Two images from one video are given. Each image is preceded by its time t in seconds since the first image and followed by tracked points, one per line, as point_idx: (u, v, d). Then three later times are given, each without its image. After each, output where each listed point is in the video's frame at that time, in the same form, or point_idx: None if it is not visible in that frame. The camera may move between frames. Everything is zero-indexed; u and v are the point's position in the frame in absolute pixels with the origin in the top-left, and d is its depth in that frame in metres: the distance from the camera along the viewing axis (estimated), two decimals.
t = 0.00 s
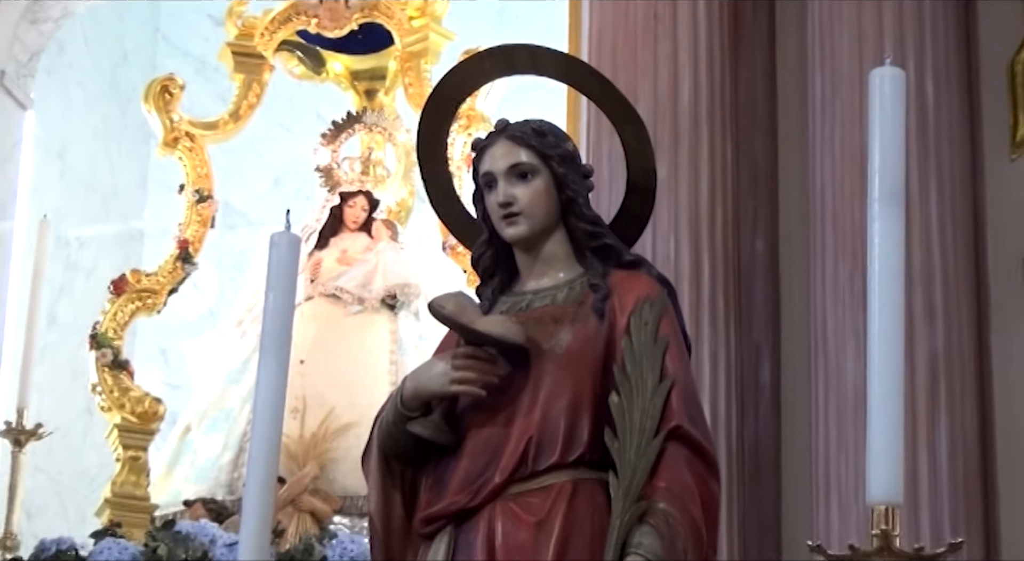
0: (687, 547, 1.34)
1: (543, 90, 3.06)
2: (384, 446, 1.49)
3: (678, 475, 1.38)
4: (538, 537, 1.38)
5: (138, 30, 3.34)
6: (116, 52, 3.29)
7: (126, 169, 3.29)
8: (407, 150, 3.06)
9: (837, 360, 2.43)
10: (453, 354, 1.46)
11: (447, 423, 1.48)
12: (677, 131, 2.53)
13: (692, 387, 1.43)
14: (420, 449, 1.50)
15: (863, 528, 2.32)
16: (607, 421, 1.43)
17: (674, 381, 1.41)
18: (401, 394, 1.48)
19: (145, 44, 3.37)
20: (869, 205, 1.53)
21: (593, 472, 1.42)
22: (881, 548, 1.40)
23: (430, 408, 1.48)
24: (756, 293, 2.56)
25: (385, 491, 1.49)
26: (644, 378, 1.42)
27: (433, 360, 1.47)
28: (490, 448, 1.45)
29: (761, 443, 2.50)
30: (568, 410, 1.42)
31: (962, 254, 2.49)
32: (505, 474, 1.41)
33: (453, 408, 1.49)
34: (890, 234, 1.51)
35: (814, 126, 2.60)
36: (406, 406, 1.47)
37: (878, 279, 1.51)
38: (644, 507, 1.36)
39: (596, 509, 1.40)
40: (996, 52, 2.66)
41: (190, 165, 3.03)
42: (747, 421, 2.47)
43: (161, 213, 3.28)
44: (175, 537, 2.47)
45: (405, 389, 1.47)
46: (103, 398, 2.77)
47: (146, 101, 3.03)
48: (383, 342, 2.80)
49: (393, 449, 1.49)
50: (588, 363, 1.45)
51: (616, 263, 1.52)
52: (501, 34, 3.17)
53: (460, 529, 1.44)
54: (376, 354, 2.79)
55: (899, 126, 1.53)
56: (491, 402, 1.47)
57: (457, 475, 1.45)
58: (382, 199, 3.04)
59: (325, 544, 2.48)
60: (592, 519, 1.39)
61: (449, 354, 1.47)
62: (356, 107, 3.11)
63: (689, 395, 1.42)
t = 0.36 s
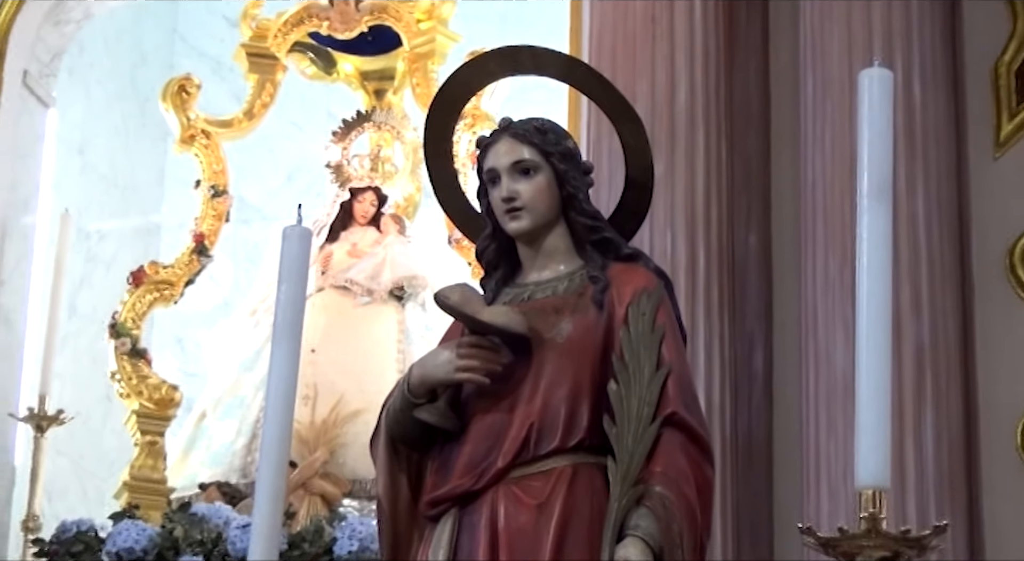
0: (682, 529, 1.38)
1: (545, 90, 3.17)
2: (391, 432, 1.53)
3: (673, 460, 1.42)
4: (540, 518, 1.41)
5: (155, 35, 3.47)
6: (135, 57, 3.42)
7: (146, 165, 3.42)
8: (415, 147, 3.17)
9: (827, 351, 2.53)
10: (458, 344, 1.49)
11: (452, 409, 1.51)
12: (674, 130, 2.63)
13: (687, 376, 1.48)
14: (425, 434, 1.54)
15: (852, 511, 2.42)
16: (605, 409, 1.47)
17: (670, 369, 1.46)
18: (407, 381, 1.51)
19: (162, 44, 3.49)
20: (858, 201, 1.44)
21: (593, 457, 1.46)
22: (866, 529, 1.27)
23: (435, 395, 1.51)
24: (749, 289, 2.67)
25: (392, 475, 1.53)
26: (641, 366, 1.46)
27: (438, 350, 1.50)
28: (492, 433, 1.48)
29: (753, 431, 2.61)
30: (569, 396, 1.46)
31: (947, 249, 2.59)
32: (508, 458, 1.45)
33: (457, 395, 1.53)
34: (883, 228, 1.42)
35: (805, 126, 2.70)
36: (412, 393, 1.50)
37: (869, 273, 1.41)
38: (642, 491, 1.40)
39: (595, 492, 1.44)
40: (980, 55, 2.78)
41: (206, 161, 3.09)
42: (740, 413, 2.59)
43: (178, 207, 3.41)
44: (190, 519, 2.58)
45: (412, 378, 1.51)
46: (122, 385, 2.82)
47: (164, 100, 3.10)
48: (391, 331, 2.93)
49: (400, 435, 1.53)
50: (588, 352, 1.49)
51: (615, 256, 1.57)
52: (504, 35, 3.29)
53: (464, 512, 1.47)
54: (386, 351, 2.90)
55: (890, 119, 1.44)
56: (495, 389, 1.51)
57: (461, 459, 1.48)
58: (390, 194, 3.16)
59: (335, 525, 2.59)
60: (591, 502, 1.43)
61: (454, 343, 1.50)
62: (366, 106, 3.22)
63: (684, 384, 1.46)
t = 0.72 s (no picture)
0: (679, 513, 1.48)
1: (548, 91, 3.28)
2: (399, 420, 1.63)
3: (671, 447, 1.52)
4: (543, 504, 1.51)
5: (172, 37, 3.59)
6: (153, 58, 3.53)
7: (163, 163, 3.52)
8: (423, 146, 3.26)
9: (819, 342, 2.63)
10: (464, 335, 1.59)
11: (459, 398, 1.61)
12: (672, 128, 2.73)
13: (684, 366, 1.58)
14: (432, 421, 1.64)
15: (843, 497, 2.52)
16: (605, 398, 1.57)
17: (668, 360, 1.56)
18: (415, 371, 1.61)
19: (180, 47, 3.61)
20: (848, 197, 1.54)
21: (593, 444, 1.56)
22: (858, 513, 1.37)
23: (442, 384, 1.61)
24: (745, 282, 2.77)
25: (401, 460, 1.63)
26: (641, 356, 1.56)
27: (445, 341, 1.60)
28: (497, 421, 1.58)
29: (748, 420, 2.71)
30: (571, 386, 1.56)
31: (935, 244, 2.70)
32: (512, 445, 1.55)
33: (464, 384, 1.63)
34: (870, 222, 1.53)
35: (798, 126, 2.80)
36: (420, 383, 1.60)
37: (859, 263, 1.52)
38: (641, 477, 1.50)
39: (596, 477, 1.54)
40: (967, 58, 2.89)
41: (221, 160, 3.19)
42: (735, 399, 2.70)
43: (194, 203, 3.52)
44: (206, 504, 2.70)
45: (420, 368, 1.60)
46: (140, 374, 2.93)
47: (181, 100, 3.19)
48: (399, 323, 3.05)
49: (407, 423, 1.63)
50: (589, 343, 1.58)
51: (616, 250, 1.68)
52: (509, 39, 3.40)
53: (469, 497, 1.57)
54: (396, 345, 3.02)
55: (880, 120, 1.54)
56: (499, 379, 1.61)
57: (467, 446, 1.58)
58: (399, 192, 3.25)
59: (345, 510, 2.70)
60: (592, 486, 1.53)
61: (461, 335, 1.60)
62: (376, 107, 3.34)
63: (681, 374, 1.56)
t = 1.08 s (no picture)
0: (674, 499, 1.57)
1: (549, 93, 3.38)
2: (405, 411, 1.73)
3: (667, 437, 1.62)
4: (543, 491, 1.61)
5: (186, 42, 3.67)
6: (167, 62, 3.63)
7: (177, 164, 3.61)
8: (427, 147, 3.40)
9: (809, 336, 2.74)
10: (468, 329, 1.69)
11: (463, 389, 1.72)
12: (667, 130, 2.84)
13: (680, 358, 1.68)
14: (438, 412, 1.74)
15: (832, 484, 2.62)
16: (604, 389, 1.67)
17: (664, 352, 1.66)
18: (421, 364, 1.72)
19: (194, 50, 3.69)
20: (839, 194, 1.69)
21: (592, 433, 1.66)
22: (846, 502, 1.49)
23: (447, 376, 1.72)
24: (738, 276, 2.87)
25: (408, 449, 1.73)
26: (638, 349, 1.66)
27: (450, 335, 1.71)
28: (500, 412, 1.68)
29: (742, 409, 2.81)
30: (570, 379, 1.66)
31: (921, 241, 2.80)
32: (514, 434, 1.65)
33: (468, 376, 1.73)
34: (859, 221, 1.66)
35: (790, 127, 2.90)
36: (426, 375, 1.70)
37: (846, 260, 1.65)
38: (638, 465, 1.60)
39: (595, 465, 1.64)
40: (950, 62, 2.99)
41: (233, 159, 3.39)
42: (728, 390, 2.79)
43: (208, 203, 3.60)
44: (219, 490, 2.81)
45: (426, 361, 1.71)
46: (157, 365, 3.12)
47: (196, 102, 3.39)
48: (405, 318, 3.16)
49: (413, 414, 1.73)
50: (588, 336, 1.68)
51: (614, 248, 1.78)
52: (511, 41, 3.42)
53: (473, 484, 1.68)
54: (399, 335, 3.13)
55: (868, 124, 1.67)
56: (502, 371, 1.71)
57: (471, 436, 1.68)
58: (405, 190, 3.38)
59: (354, 497, 2.82)
60: (592, 474, 1.63)
61: (465, 329, 1.70)
62: (382, 108, 3.45)
63: (677, 366, 1.66)
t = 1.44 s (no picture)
0: (668, 485, 1.68)
1: (549, 95, 3.49)
2: (410, 401, 1.84)
3: (663, 425, 1.72)
4: (543, 477, 1.72)
5: (199, 46, 3.81)
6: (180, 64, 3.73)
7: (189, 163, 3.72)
8: (432, 146, 3.51)
9: (799, 329, 2.85)
10: (472, 321, 1.79)
11: (466, 379, 1.82)
12: (662, 130, 2.96)
13: (674, 349, 1.78)
14: (441, 402, 1.84)
15: (821, 470, 2.74)
16: (602, 380, 1.77)
17: (659, 344, 1.76)
18: (426, 355, 1.82)
19: (206, 55, 3.82)
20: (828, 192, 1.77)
21: (591, 422, 1.76)
22: (835, 488, 1.58)
23: (450, 366, 1.82)
24: (730, 271, 2.97)
25: (412, 438, 1.83)
26: (635, 341, 1.76)
27: (454, 327, 1.80)
28: (501, 401, 1.78)
29: (734, 398, 2.91)
30: (568, 370, 1.76)
31: (907, 237, 2.91)
32: (516, 423, 1.75)
33: (471, 367, 1.83)
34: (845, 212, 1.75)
35: (781, 127, 3.01)
36: (430, 365, 1.81)
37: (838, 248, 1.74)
38: (634, 453, 1.70)
39: (593, 452, 1.74)
40: (935, 64, 3.10)
41: (245, 159, 3.52)
42: (720, 380, 2.89)
43: (219, 200, 3.72)
44: (231, 479, 3.00)
45: (430, 352, 1.81)
46: (170, 357, 3.30)
47: (208, 104, 3.55)
48: (410, 311, 3.27)
49: (419, 403, 1.84)
50: (586, 329, 1.78)
51: (611, 243, 1.88)
52: (511, 45, 3.58)
53: (475, 471, 1.78)
54: (403, 324, 3.25)
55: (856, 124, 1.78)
56: (503, 361, 1.81)
57: (474, 424, 1.79)
58: (409, 188, 3.50)
59: (360, 484, 2.95)
60: (590, 460, 1.73)
61: (468, 322, 1.80)
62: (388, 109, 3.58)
63: (672, 357, 1.76)
